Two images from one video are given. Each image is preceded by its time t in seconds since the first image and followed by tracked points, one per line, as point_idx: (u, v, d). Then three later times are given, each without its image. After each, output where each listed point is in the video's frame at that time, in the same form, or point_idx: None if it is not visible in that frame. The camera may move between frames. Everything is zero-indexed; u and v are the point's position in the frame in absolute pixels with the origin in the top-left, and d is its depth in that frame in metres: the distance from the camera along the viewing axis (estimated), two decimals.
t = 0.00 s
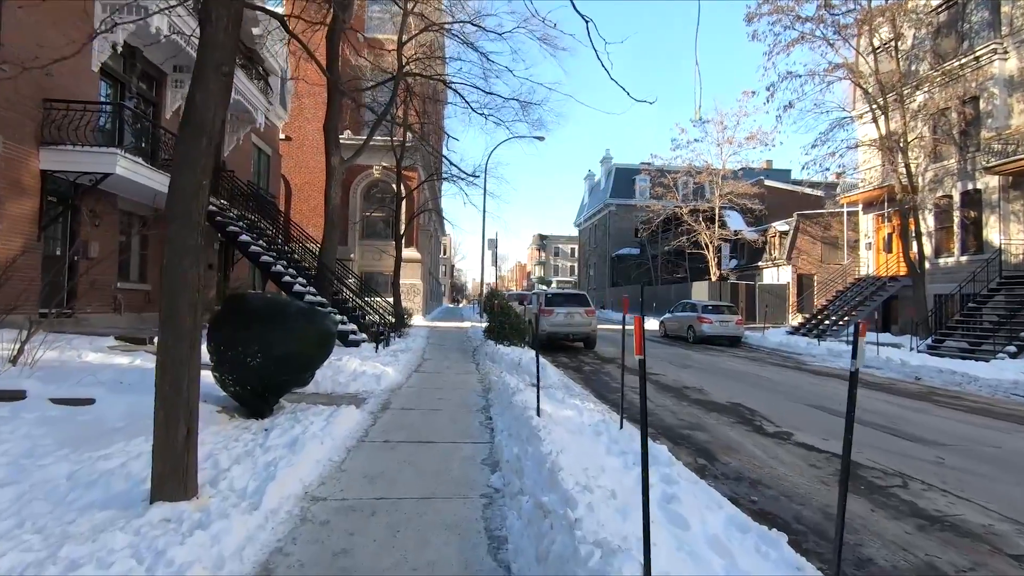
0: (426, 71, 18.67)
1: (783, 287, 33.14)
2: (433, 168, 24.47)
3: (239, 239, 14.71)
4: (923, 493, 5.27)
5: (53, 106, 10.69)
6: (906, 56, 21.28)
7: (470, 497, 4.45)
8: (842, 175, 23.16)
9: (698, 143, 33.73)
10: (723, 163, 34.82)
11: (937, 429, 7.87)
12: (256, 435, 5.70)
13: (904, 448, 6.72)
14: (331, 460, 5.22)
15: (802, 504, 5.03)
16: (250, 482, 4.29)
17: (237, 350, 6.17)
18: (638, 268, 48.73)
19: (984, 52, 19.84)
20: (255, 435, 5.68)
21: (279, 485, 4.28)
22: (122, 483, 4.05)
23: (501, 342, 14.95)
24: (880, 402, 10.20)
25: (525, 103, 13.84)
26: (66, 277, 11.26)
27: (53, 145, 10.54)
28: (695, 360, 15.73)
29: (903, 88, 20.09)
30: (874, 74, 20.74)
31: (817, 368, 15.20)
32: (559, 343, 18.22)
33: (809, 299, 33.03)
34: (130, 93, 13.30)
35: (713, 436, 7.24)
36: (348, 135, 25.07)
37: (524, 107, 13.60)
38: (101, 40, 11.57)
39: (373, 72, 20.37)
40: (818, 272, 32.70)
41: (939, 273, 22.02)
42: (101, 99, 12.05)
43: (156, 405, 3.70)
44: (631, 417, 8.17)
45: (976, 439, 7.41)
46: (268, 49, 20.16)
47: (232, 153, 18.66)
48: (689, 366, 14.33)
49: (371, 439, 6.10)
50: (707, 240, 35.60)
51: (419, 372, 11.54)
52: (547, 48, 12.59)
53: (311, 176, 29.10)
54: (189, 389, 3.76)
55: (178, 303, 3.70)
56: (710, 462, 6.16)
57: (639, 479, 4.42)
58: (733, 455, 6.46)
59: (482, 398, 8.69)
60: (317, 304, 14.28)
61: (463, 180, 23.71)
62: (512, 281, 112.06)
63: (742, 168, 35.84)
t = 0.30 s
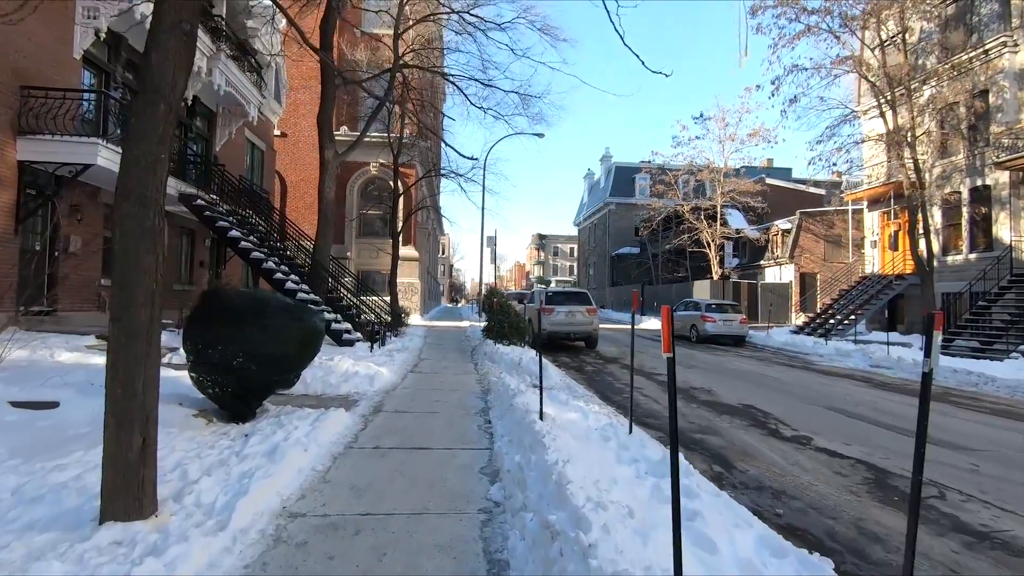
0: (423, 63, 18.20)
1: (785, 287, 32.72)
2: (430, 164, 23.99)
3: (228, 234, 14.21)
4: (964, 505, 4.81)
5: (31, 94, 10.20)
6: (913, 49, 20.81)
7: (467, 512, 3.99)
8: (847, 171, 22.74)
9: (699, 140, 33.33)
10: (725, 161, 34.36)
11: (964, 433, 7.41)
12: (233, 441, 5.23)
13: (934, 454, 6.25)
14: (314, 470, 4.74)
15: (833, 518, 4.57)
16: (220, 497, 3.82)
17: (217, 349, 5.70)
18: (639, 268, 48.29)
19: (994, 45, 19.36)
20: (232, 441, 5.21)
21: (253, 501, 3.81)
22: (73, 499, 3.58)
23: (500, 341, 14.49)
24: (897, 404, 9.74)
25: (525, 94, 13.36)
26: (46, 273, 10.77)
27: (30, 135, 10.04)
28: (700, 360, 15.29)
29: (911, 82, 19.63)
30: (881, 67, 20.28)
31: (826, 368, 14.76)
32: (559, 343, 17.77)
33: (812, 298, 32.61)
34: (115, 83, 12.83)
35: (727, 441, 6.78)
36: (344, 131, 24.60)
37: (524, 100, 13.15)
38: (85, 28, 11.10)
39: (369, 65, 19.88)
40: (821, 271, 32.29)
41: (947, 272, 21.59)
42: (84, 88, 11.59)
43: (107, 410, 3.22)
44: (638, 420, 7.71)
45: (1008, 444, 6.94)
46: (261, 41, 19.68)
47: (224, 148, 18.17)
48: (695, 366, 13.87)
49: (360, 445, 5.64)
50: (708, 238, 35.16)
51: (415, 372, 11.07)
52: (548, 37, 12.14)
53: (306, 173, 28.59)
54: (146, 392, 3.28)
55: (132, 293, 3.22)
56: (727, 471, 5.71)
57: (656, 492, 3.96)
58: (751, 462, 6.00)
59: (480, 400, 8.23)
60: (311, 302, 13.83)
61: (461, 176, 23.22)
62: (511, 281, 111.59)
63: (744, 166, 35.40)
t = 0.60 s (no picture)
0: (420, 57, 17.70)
1: (788, 287, 32.28)
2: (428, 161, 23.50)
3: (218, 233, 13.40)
4: (1016, 529, 4.35)
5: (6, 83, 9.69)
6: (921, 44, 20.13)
7: (463, 543, 3.50)
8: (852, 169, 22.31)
9: (701, 138, 32.88)
10: (727, 159, 33.88)
11: (996, 443, 6.95)
12: (206, 456, 4.74)
13: (970, 468, 5.79)
14: (293, 491, 4.25)
15: (872, 544, 4.10)
16: (181, 528, 3.34)
17: (190, 356, 5.20)
18: (639, 267, 47.85)
19: (1005, 40, 18.82)
20: (205, 457, 4.71)
21: (219, 532, 3.34)
22: (8, 533, 3.10)
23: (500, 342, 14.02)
24: (918, 409, 9.28)
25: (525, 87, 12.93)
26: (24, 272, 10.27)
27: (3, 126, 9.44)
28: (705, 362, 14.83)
29: (920, 77, 19.10)
30: (889, 62, 19.78)
31: (836, 371, 14.31)
32: (560, 344, 17.30)
33: (816, 298, 32.17)
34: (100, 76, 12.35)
35: (744, 453, 6.31)
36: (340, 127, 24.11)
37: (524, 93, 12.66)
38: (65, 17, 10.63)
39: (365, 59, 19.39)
40: (824, 270, 31.87)
41: (956, 271, 21.15)
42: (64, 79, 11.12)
43: (39, 433, 2.74)
44: (647, 429, 7.24)
45: None
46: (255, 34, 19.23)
47: (215, 143, 17.71)
48: (701, 369, 13.41)
49: (347, 460, 5.13)
50: (710, 237, 34.71)
51: (411, 376, 10.60)
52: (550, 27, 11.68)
53: (302, 170, 28.12)
54: (87, 411, 2.81)
55: (68, 295, 2.74)
56: (748, 487, 5.24)
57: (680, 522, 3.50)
58: (773, 477, 5.54)
59: (479, 406, 7.73)
60: (306, 302, 13.26)
61: (460, 174, 22.74)
62: (510, 281, 111.17)
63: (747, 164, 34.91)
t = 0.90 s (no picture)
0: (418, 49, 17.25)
1: (792, 286, 31.87)
2: (427, 158, 23.03)
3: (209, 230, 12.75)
4: None
5: None
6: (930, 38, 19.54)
7: None
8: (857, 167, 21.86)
9: (704, 136, 32.43)
10: (730, 157, 33.43)
11: None
12: (179, 472, 4.26)
13: (1015, 481, 5.32)
14: (274, 513, 3.78)
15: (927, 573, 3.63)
16: (136, 565, 2.86)
17: (163, 360, 4.72)
18: (640, 267, 47.49)
19: (1017, 33, 18.06)
20: (178, 472, 4.24)
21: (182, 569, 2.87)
22: None
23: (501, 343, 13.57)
24: (942, 414, 8.82)
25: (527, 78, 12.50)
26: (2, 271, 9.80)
27: None
28: (713, 364, 14.39)
29: (931, 71, 18.52)
30: (899, 56, 19.25)
31: (848, 372, 13.87)
32: (563, 344, 16.86)
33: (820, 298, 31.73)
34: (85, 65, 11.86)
35: (768, 464, 5.84)
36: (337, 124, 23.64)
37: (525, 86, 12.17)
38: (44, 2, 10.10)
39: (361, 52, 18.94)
40: (828, 270, 31.49)
41: (966, 270, 20.74)
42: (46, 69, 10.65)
43: None
44: (660, 436, 6.78)
45: None
46: (249, 26, 18.78)
47: (209, 138, 17.28)
48: (710, 371, 12.96)
49: (337, 475, 4.65)
50: (713, 236, 34.27)
51: (409, 379, 10.12)
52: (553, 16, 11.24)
53: (300, 168, 27.66)
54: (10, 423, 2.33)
55: None
56: (777, 504, 4.77)
57: (717, 554, 3.03)
58: (803, 493, 5.06)
59: (480, 413, 7.26)
60: (301, 301, 12.79)
61: (460, 170, 22.26)
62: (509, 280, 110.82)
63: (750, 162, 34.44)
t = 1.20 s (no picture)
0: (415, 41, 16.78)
1: (795, 286, 31.48)
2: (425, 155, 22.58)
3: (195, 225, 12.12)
4: None
5: None
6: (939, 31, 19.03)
7: None
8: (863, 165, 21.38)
9: (705, 133, 32.03)
10: (732, 155, 33.01)
11: None
12: (141, 492, 3.80)
13: None
14: (245, 542, 3.33)
15: None
16: None
17: (126, 365, 4.26)
18: (641, 266, 47.09)
19: None
20: (140, 493, 3.78)
21: None
22: None
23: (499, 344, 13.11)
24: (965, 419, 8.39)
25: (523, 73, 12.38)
26: None
27: None
28: (719, 365, 13.95)
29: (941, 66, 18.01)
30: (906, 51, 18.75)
31: (857, 374, 13.45)
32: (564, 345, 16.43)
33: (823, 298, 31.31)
34: (67, 55, 11.38)
35: (789, 477, 5.40)
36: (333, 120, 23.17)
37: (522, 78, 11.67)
38: None
39: (357, 45, 18.47)
40: (831, 269, 31.12)
41: (975, 269, 20.34)
42: (26, 57, 10.17)
43: None
44: (671, 446, 6.34)
45: None
46: (241, 18, 18.32)
47: (200, 133, 16.83)
48: (717, 373, 12.52)
49: (320, 494, 4.19)
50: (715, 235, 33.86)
51: (404, 382, 9.65)
52: (552, 7, 11.24)
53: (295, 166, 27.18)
54: None
55: None
56: (806, 524, 4.34)
57: None
58: (834, 511, 4.60)
59: (479, 419, 6.81)
60: (292, 300, 12.33)
61: (458, 168, 21.80)
62: (509, 280, 110.48)
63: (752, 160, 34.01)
